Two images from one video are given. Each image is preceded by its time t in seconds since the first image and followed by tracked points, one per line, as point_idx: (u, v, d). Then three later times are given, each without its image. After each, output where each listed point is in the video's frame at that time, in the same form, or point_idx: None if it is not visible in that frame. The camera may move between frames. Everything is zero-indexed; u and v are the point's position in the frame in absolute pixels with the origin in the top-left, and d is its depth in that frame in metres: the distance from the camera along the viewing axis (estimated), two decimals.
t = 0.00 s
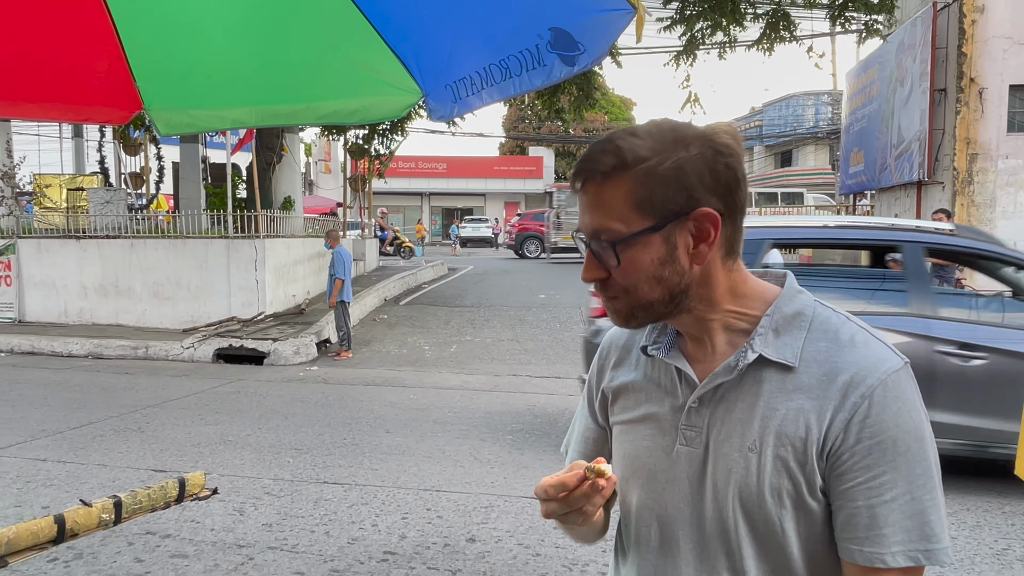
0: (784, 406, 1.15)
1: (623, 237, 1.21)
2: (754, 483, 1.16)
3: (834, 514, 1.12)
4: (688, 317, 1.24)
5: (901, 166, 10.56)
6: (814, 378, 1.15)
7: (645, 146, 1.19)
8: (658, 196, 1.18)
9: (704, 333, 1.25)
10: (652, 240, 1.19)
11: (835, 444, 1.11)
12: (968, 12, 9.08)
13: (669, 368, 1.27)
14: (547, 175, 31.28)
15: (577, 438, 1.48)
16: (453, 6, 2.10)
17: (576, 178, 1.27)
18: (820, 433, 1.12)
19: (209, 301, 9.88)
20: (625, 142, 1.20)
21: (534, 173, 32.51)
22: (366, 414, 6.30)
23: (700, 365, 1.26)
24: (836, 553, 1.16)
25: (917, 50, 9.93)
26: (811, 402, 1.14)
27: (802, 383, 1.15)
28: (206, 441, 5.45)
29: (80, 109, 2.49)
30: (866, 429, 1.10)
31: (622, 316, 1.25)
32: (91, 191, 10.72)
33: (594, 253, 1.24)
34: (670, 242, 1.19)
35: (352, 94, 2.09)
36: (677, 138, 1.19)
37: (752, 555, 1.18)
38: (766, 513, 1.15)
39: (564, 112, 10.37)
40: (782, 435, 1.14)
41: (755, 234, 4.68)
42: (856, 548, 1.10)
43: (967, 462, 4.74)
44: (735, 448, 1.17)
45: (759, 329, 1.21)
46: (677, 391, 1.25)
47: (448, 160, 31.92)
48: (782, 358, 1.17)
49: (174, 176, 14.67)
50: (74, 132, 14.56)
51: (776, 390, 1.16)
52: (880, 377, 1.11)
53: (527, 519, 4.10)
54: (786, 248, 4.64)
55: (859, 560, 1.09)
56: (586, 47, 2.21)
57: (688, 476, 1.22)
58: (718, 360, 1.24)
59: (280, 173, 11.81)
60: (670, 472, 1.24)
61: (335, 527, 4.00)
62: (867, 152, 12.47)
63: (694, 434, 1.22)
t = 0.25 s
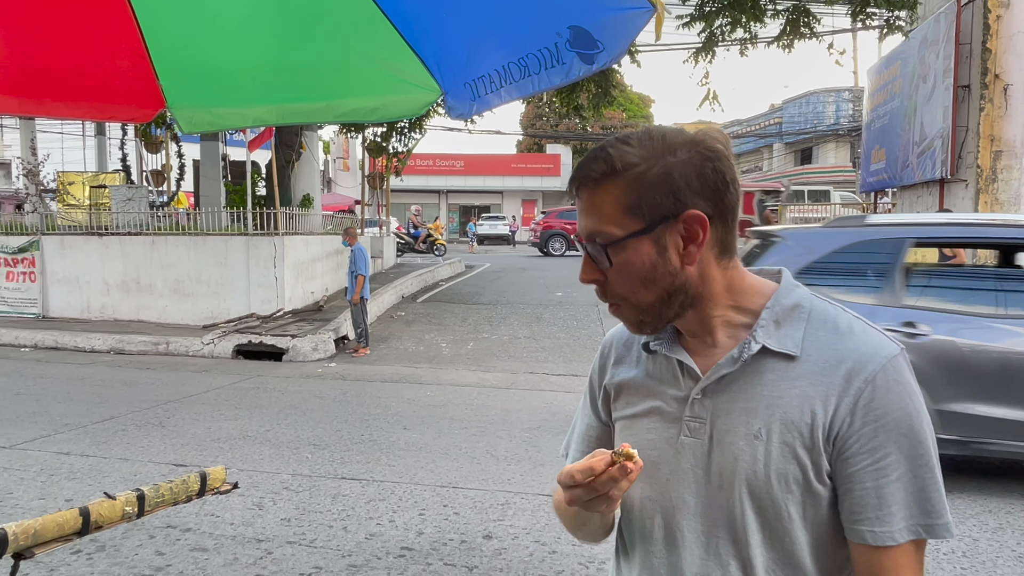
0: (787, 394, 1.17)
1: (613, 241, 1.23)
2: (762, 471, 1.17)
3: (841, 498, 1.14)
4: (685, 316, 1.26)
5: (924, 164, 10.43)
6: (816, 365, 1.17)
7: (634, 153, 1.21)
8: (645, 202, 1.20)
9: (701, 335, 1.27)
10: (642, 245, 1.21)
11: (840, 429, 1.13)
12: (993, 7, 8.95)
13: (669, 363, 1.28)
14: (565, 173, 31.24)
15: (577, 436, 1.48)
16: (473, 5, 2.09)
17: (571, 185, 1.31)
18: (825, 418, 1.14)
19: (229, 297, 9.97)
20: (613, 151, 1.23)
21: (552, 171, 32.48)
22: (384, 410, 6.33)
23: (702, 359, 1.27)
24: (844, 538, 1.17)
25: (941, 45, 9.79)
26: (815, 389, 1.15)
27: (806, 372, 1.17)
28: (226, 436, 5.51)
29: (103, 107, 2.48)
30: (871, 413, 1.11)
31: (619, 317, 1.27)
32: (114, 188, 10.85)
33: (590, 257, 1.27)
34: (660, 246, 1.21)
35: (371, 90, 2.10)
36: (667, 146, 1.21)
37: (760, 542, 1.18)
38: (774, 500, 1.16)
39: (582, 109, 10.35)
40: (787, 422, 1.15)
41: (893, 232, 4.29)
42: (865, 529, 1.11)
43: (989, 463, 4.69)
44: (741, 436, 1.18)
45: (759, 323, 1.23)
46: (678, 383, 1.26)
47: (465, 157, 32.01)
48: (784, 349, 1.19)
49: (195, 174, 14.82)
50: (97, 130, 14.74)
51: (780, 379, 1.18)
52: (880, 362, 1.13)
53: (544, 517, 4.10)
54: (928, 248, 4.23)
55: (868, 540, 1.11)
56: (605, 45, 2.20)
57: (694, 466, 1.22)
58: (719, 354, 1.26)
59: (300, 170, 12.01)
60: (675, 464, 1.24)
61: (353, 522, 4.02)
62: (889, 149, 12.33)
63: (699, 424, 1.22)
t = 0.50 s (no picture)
0: (780, 382, 1.21)
1: (611, 233, 1.28)
2: (758, 455, 1.21)
3: (834, 481, 1.18)
4: (680, 308, 1.31)
5: (953, 160, 10.26)
6: (808, 354, 1.21)
7: (631, 151, 1.28)
8: (642, 197, 1.26)
9: (695, 327, 1.32)
10: (638, 237, 1.27)
11: (831, 414, 1.17)
12: None
13: (666, 355, 1.32)
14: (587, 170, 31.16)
15: (575, 429, 1.50)
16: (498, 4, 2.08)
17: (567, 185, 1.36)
18: (816, 404, 1.18)
19: (254, 293, 10.08)
20: (611, 150, 1.29)
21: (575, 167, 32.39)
22: (407, 406, 6.38)
23: (698, 350, 1.31)
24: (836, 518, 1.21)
25: (972, 40, 9.62)
26: (806, 376, 1.20)
27: (797, 360, 1.21)
28: (251, 429, 5.58)
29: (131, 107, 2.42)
30: (860, 398, 1.16)
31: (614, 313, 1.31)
32: (142, 184, 11.01)
33: (587, 251, 1.31)
34: (656, 238, 1.26)
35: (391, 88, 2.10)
36: (661, 147, 1.28)
37: (756, 525, 1.22)
38: (769, 484, 1.21)
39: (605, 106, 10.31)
40: (780, 409, 1.20)
41: None
42: (856, 510, 1.15)
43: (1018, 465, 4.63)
44: (736, 423, 1.22)
45: (752, 314, 1.27)
46: (675, 375, 1.30)
47: (488, 154, 32.03)
48: (776, 339, 1.23)
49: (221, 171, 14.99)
50: (125, 128, 14.96)
51: (773, 368, 1.22)
52: (869, 350, 1.18)
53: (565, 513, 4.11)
54: None
55: (859, 521, 1.15)
56: (629, 43, 2.14)
57: (692, 454, 1.26)
58: (713, 346, 1.30)
59: (324, 168, 12.12)
60: (674, 451, 1.28)
61: (375, 516, 4.06)
62: (918, 145, 12.15)
63: (696, 413, 1.26)
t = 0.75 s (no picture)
0: (766, 367, 1.26)
1: (616, 209, 1.32)
2: (745, 437, 1.26)
3: (818, 459, 1.23)
4: (677, 288, 1.35)
5: (990, 156, 10.05)
6: (793, 338, 1.26)
7: (636, 136, 1.34)
8: (647, 178, 1.31)
9: (689, 310, 1.36)
10: (641, 214, 1.31)
11: (815, 395, 1.23)
12: None
13: (658, 341, 1.36)
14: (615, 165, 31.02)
15: (570, 419, 1.55)
16: None
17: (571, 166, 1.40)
18: (801, 386, 1.23)
19: (283, 288, 10.23)
20: (617, 132, 1.34)
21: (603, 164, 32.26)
22: (432, 400, 6.44)
23: (688, 337, 1.36)
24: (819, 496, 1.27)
25: (1010, 32, 9.40)
26: (791, 360, 1.25)
27: (782, 345, 1.26)
28: (279, 421, 5.68)
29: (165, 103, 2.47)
30: (840, 379, 1.21)
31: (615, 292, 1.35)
32: (175, 180, 11.20)
33: (590, 227, 1.34)
34: (658, 218, 1.31)
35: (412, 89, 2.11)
36: (664, 135, 1.34)
37: (744, 505, 1.27)
38: (757, 464, 1.26)
39: (634, 101, 10.26)
40: (767, 392, 1.24)
41: None
42: (835, 486, 1.21)
43: None
44: (725, 406, 1.27)
45: (740, 300, 1.32)
46: (667, 360, 1.35)
47: (516, 150, 32.07)
48: (762, 324, 1.28)
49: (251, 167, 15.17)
50: (159, 125, 15.19)
51: (759, 352, 1.27)
52: (850, 333, 1.23)
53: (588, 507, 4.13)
54: None
55: (840, 496, 1.21)
56: (645, 39, 1.98)
57: (683, 437, 1.31)
58: (702, 332, 1.35)
59: (352, 165, 12.19)
60: (665, 434, 1.32)
61: (400, 508, 4.12)
62: (953, 140, 11.92)
63: (687, 398, 1.31)
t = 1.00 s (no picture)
0: (763, 348, 1.27)
1: (636, 191, 1.32)
2: (742, 416, 1.27)
3: (812, 438, 1.26)
4: (686, 269, 1.37)
5: None
6: (789, 320, 1.28)
7: (655, 119, 1.33)
8: (667, 157, 1.32)
9: (688, 293, 1.38)
10: (659, 197, 1.31)
11: (810, 376, 1.24)
12: None
13: (657, 325, 1.39)
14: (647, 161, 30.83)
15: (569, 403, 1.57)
16: None
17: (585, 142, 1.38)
18: (797, 367, 1.25)
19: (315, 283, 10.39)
20: (637, 113, 1.33)
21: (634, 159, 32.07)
22: (458, 393, 6.51)
23: (687, 320, 1.38)
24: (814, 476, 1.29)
25: None
26: (787, 341, 1.27)
27: (779, 327, 1.28)
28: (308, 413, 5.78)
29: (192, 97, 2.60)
30: (836, 360, 1.23)
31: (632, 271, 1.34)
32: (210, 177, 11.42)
33: (608, 206, 1.34)
34: (676, 199, 1.32)
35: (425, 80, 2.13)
36: (680, 119, 1.35)
37: (739, 483, 1.29)
38: (753, 444, 1.27)
39: (664, 95, 10.22)
40: (763, 373, 1.26)
41: None
42: (829, 464, 1.24)
43: None
44: (722, 386, 1.28)
45: (738, 285, 1.34)
46: (666, 343, 1.36)
47: (546, 146, 32.05)
48: (760, 307, 1.29)
49: (284, 163, 15.39)
50: (195, 122, 15.49)
51: (756, 335, 1.29)
52: (845, 316, 1.25)
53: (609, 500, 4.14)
54: None
55: (833, 474, 1.24)
56: (644, 29, 2.04)
57: (681, 417, 1.32)
58: (701, 316, 1.37)
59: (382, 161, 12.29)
60: (662, 415, 1.34)
61: (424, 498, 4.18)
62: (993, 133, 11.65)
63: (684, 379, 1.32)
